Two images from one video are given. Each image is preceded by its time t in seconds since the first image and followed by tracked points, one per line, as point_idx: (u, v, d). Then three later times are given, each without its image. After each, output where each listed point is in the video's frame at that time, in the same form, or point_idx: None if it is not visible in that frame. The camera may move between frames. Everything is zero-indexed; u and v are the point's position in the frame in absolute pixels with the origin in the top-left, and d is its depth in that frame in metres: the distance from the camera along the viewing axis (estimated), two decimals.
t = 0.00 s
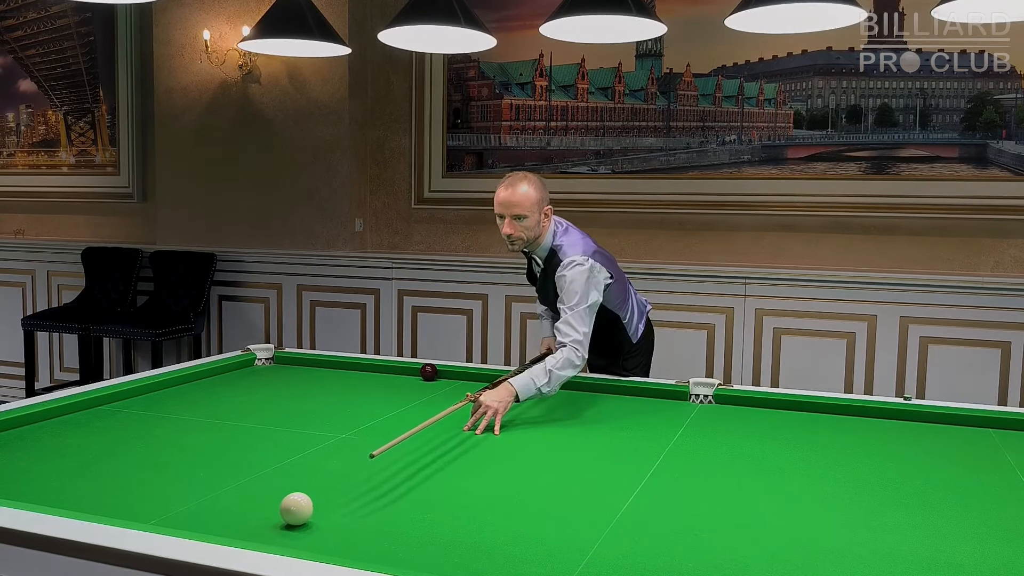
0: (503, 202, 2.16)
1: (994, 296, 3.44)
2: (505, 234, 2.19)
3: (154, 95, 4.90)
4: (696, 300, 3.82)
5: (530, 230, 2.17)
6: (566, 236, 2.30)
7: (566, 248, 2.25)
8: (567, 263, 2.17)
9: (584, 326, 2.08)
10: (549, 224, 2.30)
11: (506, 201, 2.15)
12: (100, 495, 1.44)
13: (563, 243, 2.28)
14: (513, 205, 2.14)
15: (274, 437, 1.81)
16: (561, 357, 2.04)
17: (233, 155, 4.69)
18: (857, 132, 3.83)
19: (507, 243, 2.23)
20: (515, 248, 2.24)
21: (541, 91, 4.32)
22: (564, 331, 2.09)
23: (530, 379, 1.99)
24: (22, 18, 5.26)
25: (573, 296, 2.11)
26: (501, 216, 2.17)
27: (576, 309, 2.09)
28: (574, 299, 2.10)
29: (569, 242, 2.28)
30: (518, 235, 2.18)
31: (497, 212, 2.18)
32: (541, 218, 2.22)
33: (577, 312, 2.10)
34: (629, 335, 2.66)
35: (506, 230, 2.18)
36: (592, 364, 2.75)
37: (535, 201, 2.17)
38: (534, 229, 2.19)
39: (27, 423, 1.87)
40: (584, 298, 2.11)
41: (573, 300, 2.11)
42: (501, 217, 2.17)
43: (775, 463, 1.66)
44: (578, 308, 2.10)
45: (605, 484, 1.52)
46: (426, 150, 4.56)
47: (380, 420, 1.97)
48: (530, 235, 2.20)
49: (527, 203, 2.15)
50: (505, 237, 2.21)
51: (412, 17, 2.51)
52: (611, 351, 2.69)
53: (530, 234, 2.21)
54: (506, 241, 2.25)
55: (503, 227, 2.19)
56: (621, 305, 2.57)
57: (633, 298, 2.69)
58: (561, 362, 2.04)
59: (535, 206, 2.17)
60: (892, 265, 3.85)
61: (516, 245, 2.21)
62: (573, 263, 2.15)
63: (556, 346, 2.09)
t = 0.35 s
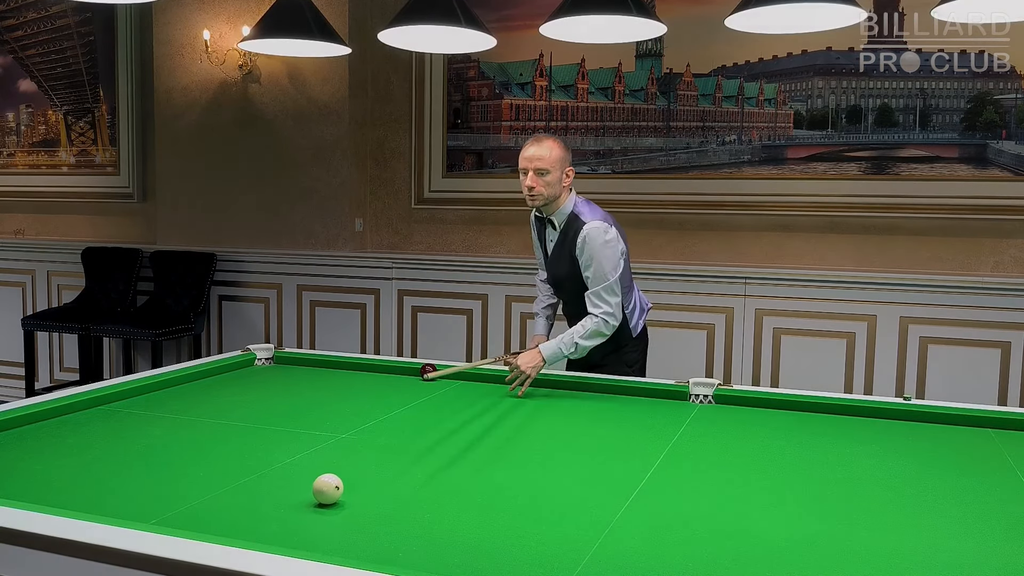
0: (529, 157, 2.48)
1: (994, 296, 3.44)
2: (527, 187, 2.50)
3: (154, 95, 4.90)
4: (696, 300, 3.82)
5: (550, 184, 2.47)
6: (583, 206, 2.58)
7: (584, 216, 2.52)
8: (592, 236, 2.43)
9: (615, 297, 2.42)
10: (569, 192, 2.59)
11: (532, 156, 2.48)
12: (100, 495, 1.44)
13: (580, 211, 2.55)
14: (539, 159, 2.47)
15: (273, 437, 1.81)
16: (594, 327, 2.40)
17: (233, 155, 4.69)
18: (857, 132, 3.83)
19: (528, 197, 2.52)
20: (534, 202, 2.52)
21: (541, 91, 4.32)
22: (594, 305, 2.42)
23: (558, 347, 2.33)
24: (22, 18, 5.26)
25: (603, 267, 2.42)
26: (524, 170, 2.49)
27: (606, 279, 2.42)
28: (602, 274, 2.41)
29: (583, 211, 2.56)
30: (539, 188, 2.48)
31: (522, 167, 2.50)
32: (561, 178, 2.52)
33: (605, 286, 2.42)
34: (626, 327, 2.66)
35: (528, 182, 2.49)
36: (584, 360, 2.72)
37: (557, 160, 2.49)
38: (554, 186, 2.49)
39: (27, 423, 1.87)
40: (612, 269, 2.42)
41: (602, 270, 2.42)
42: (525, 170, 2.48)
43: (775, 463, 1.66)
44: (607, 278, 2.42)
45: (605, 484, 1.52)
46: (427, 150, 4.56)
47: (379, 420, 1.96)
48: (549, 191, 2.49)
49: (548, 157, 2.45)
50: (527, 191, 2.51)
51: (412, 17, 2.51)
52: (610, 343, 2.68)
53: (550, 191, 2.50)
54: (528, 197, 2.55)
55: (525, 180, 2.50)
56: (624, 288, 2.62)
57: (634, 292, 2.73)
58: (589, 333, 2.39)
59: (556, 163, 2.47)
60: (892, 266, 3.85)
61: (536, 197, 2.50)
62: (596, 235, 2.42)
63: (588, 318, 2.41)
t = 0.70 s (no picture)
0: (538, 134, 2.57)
1: (994, 296, 3.44)
2: (535, 162, 2.60)
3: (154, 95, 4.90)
4: (696, 300, 3.82)
5: (558, 160, 2.58)
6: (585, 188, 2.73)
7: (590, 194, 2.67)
8: (604, 210, 2.60)
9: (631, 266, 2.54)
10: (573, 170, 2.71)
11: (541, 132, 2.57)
12: (100, 495, 1.44)
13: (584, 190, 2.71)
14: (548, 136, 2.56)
15: (271, 437, 1.81)
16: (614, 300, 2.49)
17: (233, 155, 4.69)
18: (856, 132, 3.83)
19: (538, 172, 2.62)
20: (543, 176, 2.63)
21: (541, 91, 4.32)
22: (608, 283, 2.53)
23: (582, 331, 2.46)
24: (22, 18, 5.26)
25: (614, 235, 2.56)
26: (534, 145, 2.58)
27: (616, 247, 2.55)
28: (619, 245, 2.54)
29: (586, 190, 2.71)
30: (549, 164, 2.59)
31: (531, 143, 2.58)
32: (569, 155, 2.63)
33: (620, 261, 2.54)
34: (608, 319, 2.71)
35: (538, 157, 2.59)
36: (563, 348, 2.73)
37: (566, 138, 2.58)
38: (563, 164, 2.61)
39: (27, 423, 1.87)
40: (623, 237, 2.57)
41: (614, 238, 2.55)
42: (534, 147, 2.57)
43: (775, 464, 1.66)
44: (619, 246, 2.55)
45: (604, 484, 1.52)
46: (426, 151, 4.57)
47: (379, 420, 1.97)
48: (558, 167, 2.60)
49: (559, 135, 2.54)
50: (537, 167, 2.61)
51: (412, 17, 2.51)
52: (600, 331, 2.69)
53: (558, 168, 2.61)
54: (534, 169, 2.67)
55: (534, 155, 2.60)
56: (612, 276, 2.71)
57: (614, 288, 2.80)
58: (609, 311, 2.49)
59: (567, 141, 2.57)
60: (891, 266, 3.85)
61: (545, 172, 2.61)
62: (609, 209, 2.60)
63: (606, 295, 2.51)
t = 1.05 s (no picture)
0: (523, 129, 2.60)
1: (994, 296, 3.44)
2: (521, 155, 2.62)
3: (154, 95, 4.90)
4: (696, 300, 3.82)
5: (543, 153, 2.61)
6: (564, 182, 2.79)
7: (571, 187, 2.73)
8: (587, 203, 2.66)
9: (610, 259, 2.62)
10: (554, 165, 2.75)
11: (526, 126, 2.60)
12: (99, 495, 1.44)
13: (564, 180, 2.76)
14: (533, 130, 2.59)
15: (271, 437, 1.81)
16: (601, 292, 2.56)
17: (233, 155, 4.69)
18: (856, 132, 3.83)
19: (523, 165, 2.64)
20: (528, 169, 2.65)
21: (541, 92, 4.32)
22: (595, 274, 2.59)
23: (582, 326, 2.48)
24: (22, 18, 5.26)
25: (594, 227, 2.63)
26: (518, 138, 2.61)
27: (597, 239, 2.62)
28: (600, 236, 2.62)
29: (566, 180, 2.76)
30: (534, 157, 2.61)
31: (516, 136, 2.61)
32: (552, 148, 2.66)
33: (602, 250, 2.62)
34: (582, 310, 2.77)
35: (522, 150, 2.61)
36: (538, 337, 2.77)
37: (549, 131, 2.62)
38: (548, 156, 2.64)
39: (27, 423, 1.87)
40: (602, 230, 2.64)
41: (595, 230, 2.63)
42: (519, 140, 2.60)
43: (774, 464, 1.66)
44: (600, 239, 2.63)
45: (604, 484, 1.52)
46: (426, 151, 4.57)
47: (378, 420, 1.97)
48: (542, 160, 2.63)
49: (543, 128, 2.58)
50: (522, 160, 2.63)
51: (411, 18, 2.51)
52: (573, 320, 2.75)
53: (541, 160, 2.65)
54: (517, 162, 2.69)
55: (518, 148, 2.62)
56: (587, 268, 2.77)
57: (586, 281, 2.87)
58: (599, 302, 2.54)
59: (550, 134, 2.61)
60: (891, 266, 3.85)
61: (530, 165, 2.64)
62: (590, 202, 2.66)
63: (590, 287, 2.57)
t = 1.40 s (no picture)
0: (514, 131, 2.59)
1: (994, 297, 3.44)
2: (511, 158, 2.62)
3: (154, 95, 4.90)
4: (696, 301, 3.81)
5: (534, 156, 2.61)
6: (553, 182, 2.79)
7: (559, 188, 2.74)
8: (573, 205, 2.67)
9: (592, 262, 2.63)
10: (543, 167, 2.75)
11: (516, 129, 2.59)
12: (99, 495, 1.44)
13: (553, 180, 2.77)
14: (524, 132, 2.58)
15: (270, 437, 1.81)
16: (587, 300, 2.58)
17: (233, 155, 4.69)
18: (856, 132, 3.83)
19: (513, 167, 2.64)
20: (518, 171, 2.65)
21: (541, 92, 4.32)
22: (580, 278, 2.60)
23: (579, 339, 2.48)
24: (22, 18, 5.26)
25: (577, 228, 2.64)
26: (509, 141, 2.60)
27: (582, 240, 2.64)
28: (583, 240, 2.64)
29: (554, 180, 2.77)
30: (526, 160, 2.61)
31: (505, 138, 2.60)
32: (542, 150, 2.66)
33: (588, 253, 2.64)
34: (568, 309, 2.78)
35: (513, 153, 2.61)
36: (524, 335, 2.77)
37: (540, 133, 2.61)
38: (538, 158, 2.64)
39: (26, 424, 1.87)
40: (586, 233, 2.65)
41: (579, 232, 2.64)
42: (510, 143, 2.59)
43: (772, 464, 1.66)
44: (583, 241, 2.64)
45: (603, 484, 1.53)
46: (426, 151, 4.57)
47: (379, 420, 1.97)
48: (533, 163, 2.63)
49: (534, 131, 2.57)
50: (512, 162, 2.63)
51: (411, 18, 2.51)
52: (558, 317, 2.75)
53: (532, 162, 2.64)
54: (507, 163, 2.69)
55: (509, 151, 2.61)
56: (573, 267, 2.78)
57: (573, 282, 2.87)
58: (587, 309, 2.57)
59: (541, 136, 2.60)
60: (890, 266, 3.85)
61: (520, 167, 2.64)
62: (577, 203, 2.68)
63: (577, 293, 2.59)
